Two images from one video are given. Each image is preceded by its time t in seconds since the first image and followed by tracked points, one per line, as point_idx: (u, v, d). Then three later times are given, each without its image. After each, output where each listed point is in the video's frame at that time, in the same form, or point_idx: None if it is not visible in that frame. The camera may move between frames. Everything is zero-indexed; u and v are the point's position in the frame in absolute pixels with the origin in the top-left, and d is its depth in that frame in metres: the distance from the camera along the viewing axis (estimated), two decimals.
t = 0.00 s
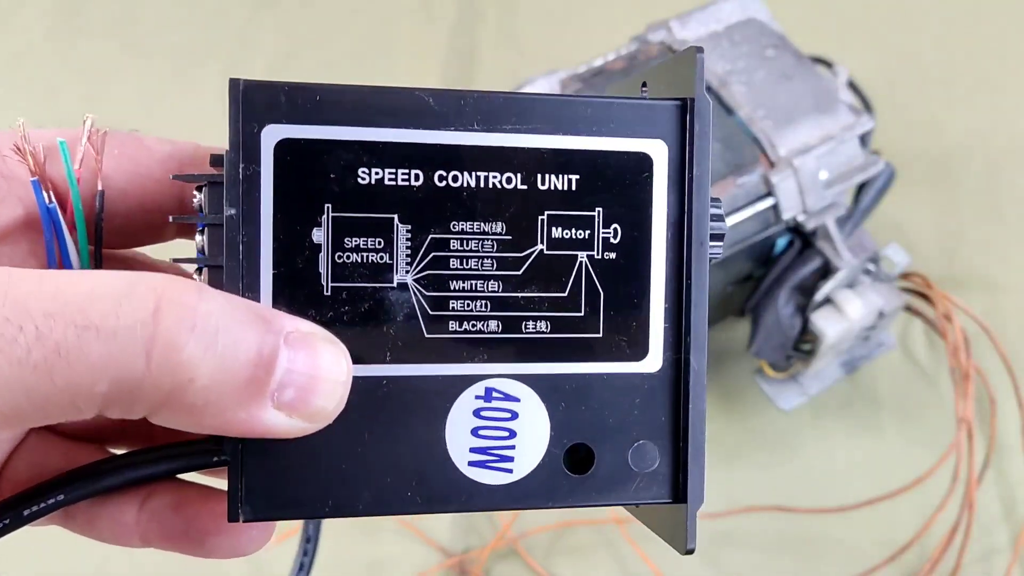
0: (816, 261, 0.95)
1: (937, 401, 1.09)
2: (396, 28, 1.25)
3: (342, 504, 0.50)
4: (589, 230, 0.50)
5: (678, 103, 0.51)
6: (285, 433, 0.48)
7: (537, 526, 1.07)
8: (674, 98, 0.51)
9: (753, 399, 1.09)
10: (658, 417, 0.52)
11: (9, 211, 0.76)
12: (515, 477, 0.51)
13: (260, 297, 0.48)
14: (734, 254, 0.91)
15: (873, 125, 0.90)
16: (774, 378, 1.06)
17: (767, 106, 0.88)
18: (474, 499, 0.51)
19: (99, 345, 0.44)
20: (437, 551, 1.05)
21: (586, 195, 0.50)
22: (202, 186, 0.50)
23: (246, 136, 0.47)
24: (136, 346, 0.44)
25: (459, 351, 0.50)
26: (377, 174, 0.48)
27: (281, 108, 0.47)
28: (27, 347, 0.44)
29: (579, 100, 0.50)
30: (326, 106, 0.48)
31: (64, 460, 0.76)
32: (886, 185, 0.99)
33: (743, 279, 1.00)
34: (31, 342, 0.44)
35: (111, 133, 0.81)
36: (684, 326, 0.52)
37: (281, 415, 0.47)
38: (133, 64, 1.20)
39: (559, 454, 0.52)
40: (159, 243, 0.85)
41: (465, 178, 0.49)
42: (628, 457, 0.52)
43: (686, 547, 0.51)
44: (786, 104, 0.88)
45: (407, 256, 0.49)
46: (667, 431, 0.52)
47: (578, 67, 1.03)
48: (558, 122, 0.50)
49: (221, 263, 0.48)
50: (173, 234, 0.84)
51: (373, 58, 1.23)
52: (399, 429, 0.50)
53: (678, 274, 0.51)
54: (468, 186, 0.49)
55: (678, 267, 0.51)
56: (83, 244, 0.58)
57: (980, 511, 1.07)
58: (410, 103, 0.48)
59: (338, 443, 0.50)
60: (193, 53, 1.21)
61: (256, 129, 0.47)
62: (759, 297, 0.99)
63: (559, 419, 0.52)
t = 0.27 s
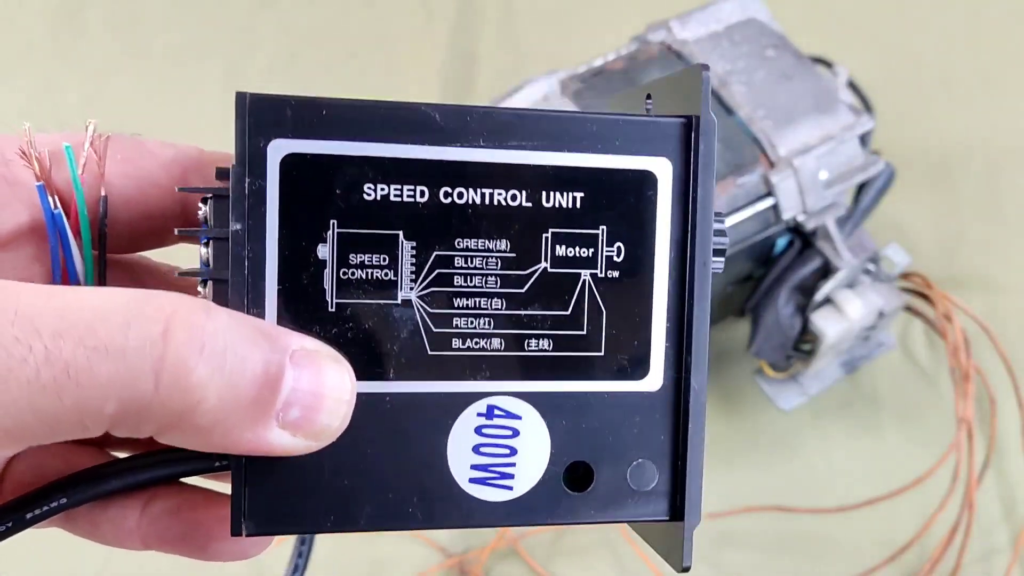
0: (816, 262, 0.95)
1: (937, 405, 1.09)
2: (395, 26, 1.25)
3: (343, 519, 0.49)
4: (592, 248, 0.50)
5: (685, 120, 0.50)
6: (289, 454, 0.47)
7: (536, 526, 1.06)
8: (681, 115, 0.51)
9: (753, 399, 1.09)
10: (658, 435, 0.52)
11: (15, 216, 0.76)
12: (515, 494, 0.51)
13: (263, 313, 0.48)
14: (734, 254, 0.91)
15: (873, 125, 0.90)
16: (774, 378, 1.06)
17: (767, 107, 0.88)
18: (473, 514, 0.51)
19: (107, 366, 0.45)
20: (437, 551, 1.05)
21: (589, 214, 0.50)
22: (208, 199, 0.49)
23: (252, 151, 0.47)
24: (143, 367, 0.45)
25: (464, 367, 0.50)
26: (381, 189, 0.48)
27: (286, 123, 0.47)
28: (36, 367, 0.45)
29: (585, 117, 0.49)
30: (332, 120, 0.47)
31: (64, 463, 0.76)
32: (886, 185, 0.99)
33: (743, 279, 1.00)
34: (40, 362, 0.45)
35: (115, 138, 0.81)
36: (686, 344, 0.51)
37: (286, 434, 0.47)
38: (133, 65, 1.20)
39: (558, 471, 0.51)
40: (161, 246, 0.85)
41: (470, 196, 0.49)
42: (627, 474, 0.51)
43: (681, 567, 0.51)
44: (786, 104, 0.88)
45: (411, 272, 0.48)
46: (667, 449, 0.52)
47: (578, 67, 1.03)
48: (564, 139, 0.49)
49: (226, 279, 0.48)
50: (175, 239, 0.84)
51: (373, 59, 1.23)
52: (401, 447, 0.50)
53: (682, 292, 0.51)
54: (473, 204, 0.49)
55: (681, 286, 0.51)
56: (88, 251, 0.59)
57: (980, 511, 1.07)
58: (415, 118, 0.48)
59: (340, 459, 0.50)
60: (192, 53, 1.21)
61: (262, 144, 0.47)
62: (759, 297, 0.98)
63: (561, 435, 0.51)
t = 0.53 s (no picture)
0: (816, 261, 0.95)
1: (937, 402, 1.09)
2: (395, 26, 1.25)
3: (340, 500, 0.50)
4: (584, 231, 0.50)
5: (672, 106, 0.51)
6: (283, 432, 0.48)
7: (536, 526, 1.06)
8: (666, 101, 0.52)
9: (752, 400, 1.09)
10: (654, 416, 0.52)
11: (6, 212, 0.76)
12: (510, 476, 0.51)
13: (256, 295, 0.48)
14: (734, 254, 0.91)
15: (873, 125, 0.91)
16: (775, 378, 1.06)
17: (767, 107, 0.88)
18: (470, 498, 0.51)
19: (100, 346, 0.45)
20: (437, 551, 1.05)
21: (582, 197, 0.50)
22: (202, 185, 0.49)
23: (247, 135, 0.47)
24: (136, 347, 0.45)
25: (457, 350, 0.50)
26: (376, 173, 0.48)
27: (281, 108, 0.48)
28: (29, 347, 0.45)
29: (576, 102, 0.50)
30: (326, 108, 0.48)
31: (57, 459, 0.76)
32: (886, 185, 0.99)
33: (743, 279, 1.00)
34: (32, 342, 0.45)
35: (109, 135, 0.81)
36: (676, 326, 0.52)
37: (282, 413, 0.47)
38: (133, 64, 1.20)
39: (553, 453, 0.52)
40: (154, 244, 0.85)
41: (463, 178, 0.49)
42: (623, 455, 0.52)
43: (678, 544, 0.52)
44: (786, 104, 0.88)
45: (406, 255, 0.49)
46: (661, 430, 0.53)
47: (578, 67, 1.03)
48: (555, 123, 0.50)
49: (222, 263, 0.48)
50: (168, 235, 0.84)
51: (374, 59, 1.23)
52: (397, 430, 0.50)
53: (672, 275, 0.52)
54: (466, 186, 0.49)
55: (672, 268, 0.52)
56: (77, 246, 0.59)
57: (980, 512, 1.07)
58: (409, 104, 0.49)
59: (337, 445, 0.50)
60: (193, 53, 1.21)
61: (257, 128, 0.47)
62: (759, 297, 0.98)
63: (555, 418, 0.52)
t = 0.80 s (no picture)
0: (816, 262, 0.95)
1: (935, 402, 1.09)
2: (395, 26, 1.25)
3: (325, 507, 0.50)
4: (571, 242, 0.50)
5: (659, 118, 0.51)
6: (272, 443, 0.48)
7: (536, 526, 1.06)
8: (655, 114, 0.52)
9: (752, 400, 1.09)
10: (638, 425, 0.52)
11: None
12: (495, 485, 0.51)
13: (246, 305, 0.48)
14: (734, 255, 0.91)
15: (873, 126, 0.91)
16: (774, 378, 1.06)
17: (767, 106, 0.88)
18: (455, 505, 0.51)
19: (92, 354, 0.44)
20: (436, 551, 1.05)
21: (569, 209, 0.50)
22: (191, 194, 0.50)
23: (236, 146, 0.47)
24: (128, 355, 0.45)
25: (447, 359, 0.50)
26: (365, 184, 0.48)
27: (270, 119, 0.47)
28: (18, 356, 0.44)
29: (564, 115, 0.50)
30: (315, 119, 0.48)
31: (48, 460, 0.76)
32: (886, 185, 0.99)
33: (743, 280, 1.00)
34: (22, 351, 0.44)
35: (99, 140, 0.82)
36: (662, 337, 0.52)
37: (268, 423, 0.47)
38: (133, 65, 1.20)
39: (539, 461, 0.52)
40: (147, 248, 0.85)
41: (451, 190, 0.49)
42: (606, 463, 0.52)
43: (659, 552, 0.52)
44: (786, 104, 0.88)
45: (392, 266, 0.49)
46: (645, 438, 0.53)
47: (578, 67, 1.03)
48: (543, 136, 0.50)
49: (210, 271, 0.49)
50: (160, 239, 0.84)
51: (373, 60, 1.23)
52: (386, 436, 0.50)
53: (657, 286, 0.52)
54: (454, 198, 0.49)
55: (657, 280, 0.52)
56: (70, 248, 0.59)
57: (980, 511, 1.07)
58: (397, 115, 0.48)
59: (329, 452, 0.50)
60: (192, 53, 1.21)
61: (245, 138, 0.47)
62: (759, 298, 0.99)
63: (539, 427, 0.52)
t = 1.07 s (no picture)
0: (816, 262, 0.95)
1: (936, 401, 1.08)
2: (397, 30, 1.26)
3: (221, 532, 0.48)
4: (479, 284, 0.48)
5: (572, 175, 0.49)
6: (186, 449, 0.46)
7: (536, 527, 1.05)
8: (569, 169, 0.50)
9: (751, 400, 1.09)
10: (531, 465, 0.51)
11: None
12: (388, 510, 0.49)
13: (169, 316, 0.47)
14: (734, 255, 0.91)
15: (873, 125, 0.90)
16: (775, 378, 1.08)
17: (767, 106, 0.88)
18: (352, 529, 0.49)
19: (39, 345, 0.43)
20: (437, 552, 1.04)
21: (479, 253, 0.48)
22: (128, 219, 0.49)
23: (168, 177, 0.45)
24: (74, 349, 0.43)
25: (351, 391, 0.48)
26: (281, 217, 0.46)
27: (203, 152, 0.46)
28: None
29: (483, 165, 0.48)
30: (234, 145, 0.46)
31: None
32: (886, 186, 0.98)
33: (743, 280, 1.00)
34: None
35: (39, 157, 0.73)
36: (560, 382, 0.50)
37: (186, 431, 0.45)
38: (136, 65, 1.21)
39: (432, 490, 0.50)
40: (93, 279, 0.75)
41: (371, 229, 0.47)
42: (498, 499, 0.50)
43: None
44: (785, 104, 0.89)
45: (308, 293, 0.47)
46: (536, 479, 0.51)
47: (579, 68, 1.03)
48: (461, 181, 0.48)
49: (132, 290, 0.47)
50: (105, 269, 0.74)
51: (373, 61, 1.24)
52: (282, 462, 0.49)
53: (555, 334, 0.50)
54: (372, 237, 0.47)
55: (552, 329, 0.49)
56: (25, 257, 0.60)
57: (980, 511, 1.04)
58: (311, 151, 0.46)
59: (229, 478, 0.48)
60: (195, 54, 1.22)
61: (179, 172, 0.45)
62: (759, 298, 0.99)
63: (436, 457, 0.50)
